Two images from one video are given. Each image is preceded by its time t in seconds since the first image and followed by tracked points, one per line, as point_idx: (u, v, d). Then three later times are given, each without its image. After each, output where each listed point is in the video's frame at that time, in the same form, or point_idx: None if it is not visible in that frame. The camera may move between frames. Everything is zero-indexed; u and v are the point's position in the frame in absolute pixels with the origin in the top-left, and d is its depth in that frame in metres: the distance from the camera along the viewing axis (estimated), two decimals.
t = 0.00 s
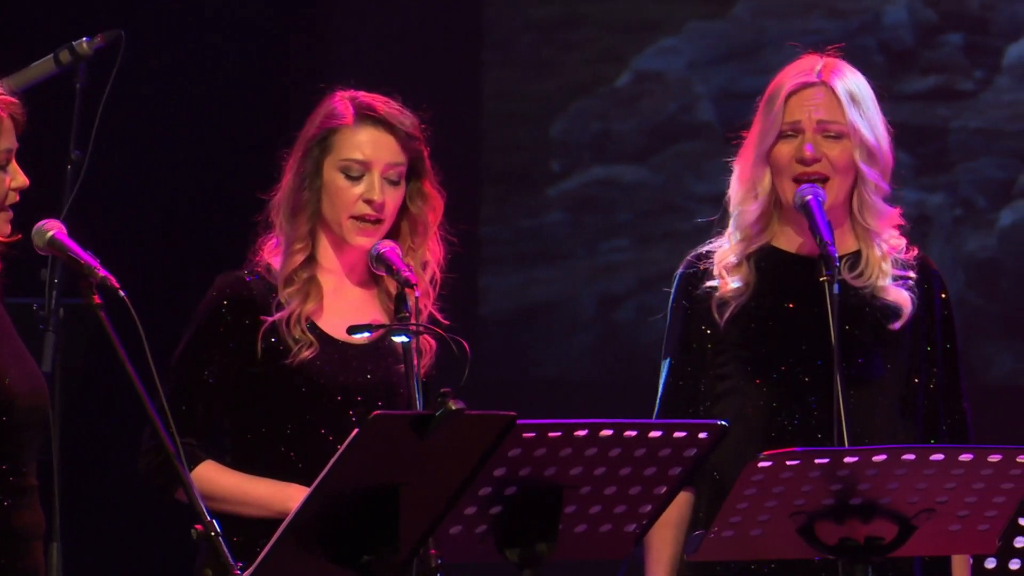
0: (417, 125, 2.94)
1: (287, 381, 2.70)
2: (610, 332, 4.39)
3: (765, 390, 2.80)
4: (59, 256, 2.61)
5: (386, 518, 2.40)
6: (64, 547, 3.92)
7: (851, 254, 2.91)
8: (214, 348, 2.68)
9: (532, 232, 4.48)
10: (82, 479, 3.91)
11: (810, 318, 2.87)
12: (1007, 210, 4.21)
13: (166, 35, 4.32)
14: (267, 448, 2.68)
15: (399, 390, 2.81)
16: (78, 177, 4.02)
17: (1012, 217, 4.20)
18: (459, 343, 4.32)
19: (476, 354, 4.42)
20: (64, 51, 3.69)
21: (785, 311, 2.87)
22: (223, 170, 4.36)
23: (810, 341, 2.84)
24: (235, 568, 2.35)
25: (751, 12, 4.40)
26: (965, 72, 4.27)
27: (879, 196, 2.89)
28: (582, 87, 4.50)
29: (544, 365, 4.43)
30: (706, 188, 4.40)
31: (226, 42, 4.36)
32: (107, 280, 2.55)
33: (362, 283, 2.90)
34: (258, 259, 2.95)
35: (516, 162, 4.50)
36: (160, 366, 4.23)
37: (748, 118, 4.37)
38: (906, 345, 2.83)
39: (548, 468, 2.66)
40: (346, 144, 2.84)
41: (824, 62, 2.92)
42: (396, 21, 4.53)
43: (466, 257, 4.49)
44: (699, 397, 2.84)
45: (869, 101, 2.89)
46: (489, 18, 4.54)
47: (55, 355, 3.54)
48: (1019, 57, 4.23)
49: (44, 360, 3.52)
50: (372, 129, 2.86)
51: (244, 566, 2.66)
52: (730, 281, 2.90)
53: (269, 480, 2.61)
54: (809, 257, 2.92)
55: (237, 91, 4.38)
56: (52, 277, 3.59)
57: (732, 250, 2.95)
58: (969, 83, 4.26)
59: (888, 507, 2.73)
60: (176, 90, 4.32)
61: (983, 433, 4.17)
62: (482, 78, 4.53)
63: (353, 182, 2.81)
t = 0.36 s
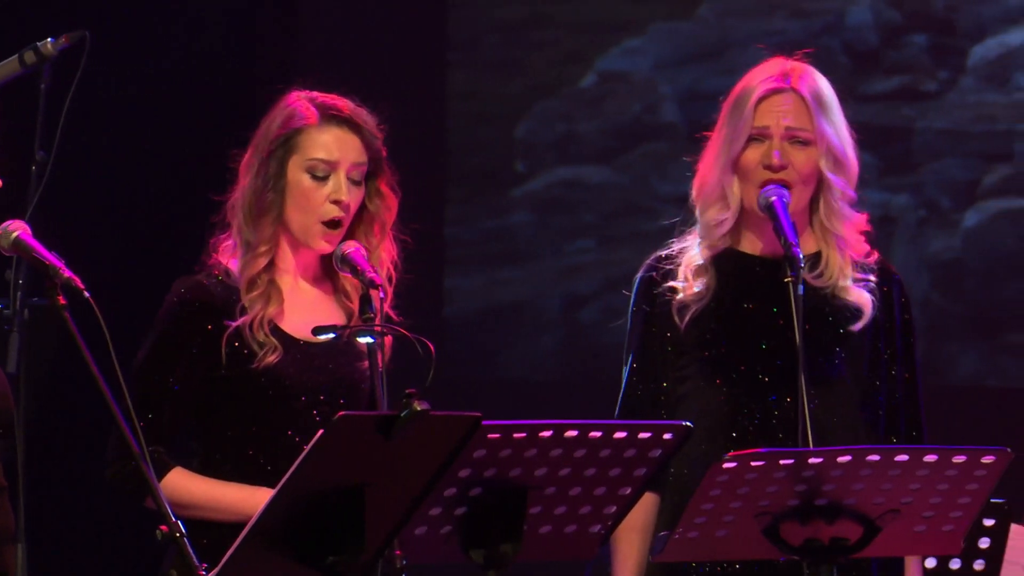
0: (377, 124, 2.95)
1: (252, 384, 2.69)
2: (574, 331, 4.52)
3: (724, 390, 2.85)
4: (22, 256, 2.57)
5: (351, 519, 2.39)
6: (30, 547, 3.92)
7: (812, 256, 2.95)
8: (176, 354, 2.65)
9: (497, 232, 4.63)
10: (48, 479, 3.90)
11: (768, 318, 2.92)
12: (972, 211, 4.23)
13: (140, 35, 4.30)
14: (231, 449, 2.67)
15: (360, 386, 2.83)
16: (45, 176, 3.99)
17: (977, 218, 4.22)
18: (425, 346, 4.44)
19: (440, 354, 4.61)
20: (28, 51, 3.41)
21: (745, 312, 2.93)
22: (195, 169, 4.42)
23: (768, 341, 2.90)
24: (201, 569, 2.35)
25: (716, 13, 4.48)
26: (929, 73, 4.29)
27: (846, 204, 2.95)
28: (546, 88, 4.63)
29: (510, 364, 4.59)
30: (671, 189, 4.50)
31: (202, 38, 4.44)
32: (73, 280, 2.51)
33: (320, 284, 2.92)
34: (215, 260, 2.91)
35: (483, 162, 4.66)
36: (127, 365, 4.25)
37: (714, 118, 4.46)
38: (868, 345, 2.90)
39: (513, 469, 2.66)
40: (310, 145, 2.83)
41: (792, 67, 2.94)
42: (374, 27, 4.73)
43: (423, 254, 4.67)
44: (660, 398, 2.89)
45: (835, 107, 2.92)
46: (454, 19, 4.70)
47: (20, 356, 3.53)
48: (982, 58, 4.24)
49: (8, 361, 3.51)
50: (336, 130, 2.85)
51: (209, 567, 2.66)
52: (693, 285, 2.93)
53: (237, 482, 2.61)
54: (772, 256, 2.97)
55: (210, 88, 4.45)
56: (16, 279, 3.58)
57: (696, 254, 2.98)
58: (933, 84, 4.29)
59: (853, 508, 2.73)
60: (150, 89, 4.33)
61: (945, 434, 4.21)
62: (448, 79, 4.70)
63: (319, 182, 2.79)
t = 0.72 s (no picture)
0: (349, 122, 2.98)
1: (230, 386, 2.69)
2: (553, 332, 4.52)
3: (706, 390, 2.85)
4: None
5: (331, 519, 2.39)
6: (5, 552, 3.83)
7: (789, 254, 2.95)
8: (153, 356, 2.65)
9: (473, 232, 4.60)
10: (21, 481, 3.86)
11: (748, 317, 2.92)
12: (950, 211, 4.32)
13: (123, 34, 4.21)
14: (211, 451, 2.67)
15: (335, 386, 2.84)
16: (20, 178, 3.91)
17: (954, 218, 4.31)
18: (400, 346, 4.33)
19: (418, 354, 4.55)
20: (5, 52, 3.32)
21: (724, 311, 2.93)
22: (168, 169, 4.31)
23: (749, 340, 2.89)
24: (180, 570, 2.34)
25: (693, 15, 4.52)
26: (906, 73, 4.38)
27: (811, 194, 2.97)
28: (526, 88, 4.62)
29: (486, 365, 4.55)
30: (648, 190, 4.52)
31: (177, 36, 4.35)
32: (51, 281, 2.49)
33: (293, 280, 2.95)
34: (187, 264, 2.90)
35: (460, 163, 4.63)
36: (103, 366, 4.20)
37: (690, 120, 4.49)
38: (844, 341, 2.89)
39: (491, 470, 2.66)
40: (283, 145, 2.85)
41: (751, 65, 2.97)
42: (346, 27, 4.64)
43: (396, 254, 4.61)
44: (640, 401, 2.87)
45: (796, 102, 2.95)
46: (433, 19, 4.65)
47: None
48: (960, 58, 4.35)
49: None
50: (309, 128, 2.89)
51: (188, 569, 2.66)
52: (665, 285, 2.94)
53: (219, 486, 2.60)
54: (746, 254, 2.98)
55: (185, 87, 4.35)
56: None
57: (663, 255, 3.01)
58: (911, 85, 4.38)
59: (831, 508, 2.72)
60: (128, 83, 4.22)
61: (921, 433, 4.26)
62: (425, 78, 4.66)
63: (293, 181, 2.81)
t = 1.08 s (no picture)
0: (316, 123, 3.02)
1: (202, 389, 2.69)
2: (524, 333, 4.44)
3: (681, 394, 2.78)
4: None
5: (302, 521, 2.39)
6: None
7: (765, 257, 2.88)
8: (126, 360, 2.64)
9: (446, 233, 4.53)
10: None
11: (719, 320, 2.84)
12: (921, 211, 4.28)
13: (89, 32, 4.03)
14: (183, 452, 2.66)
15: (303, 389, 2.84)
16: None
17: (925, 219, 4.27)
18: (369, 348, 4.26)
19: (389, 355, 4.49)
20: None
21: (698, 315, 2.85)
22: (129, 168, 4.13)
23: (723, 344, 2.81)
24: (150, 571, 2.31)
25: (664, 14, 4.46)
26: (876, 74, 4.35)
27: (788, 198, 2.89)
28: (498, 88, 4.56)
29: (458, 367, 4.47)
30: (620, 190, 4.46)
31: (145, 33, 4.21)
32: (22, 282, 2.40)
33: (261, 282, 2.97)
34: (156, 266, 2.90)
35: (431, 162, 4.56)
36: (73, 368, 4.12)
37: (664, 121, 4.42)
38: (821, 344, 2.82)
39: (462, 470, 2.65)
40: (251, 146, 2.88)
41: (730, 69, 2.89)
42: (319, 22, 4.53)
43: (372, 251, 4.55)
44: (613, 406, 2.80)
45: (775, 107, 2.88)
46: (403, 19, 4.59)
47: None
48: (931, 58, 4.32)
49: None
50: (278, 129, 2.91)
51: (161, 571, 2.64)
52: (642, 291, 2.86)
53: (194, 488, 2.59)
54: (720, 259, 2.90)
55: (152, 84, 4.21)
56: None
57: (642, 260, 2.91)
58: (882, 85, 4.34)
59: (802, 509, 2.72)
60: (90, 82, 4.06)
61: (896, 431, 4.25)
62: (396, 79, 4.59)
63: (263, 182, 2.84)
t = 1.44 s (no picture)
0: (283, 120, 3.03)
1: (170, 388, 2.67)
2: (492, 335, 4.51)
3: (648, 400, 2.78)
4: None
5: (269, 521, 2.38)
6: None
7: (734, 261, 2.87)
8: (95, 357, 2.62)
9: (413, 234, 4.61)
10: None
11: (689, 324, 2.83)
12: (888, 212, 4.33)
13: (61, 33, 4.00)
14: (152, 452, 2.64)
15: (273, 392, 2.83)
16: None
17: (892, 220, 4.32)
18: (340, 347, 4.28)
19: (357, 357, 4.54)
20: None
21: (667, 320, 2.84)
22: (93, 171, 4.12)
23: (692, 349, 2.80)
24: (119, 572, 2.27)
25: (632, 15, 4.53)
26: (845, 75, 4.40)
27: (758, 203, 2.87)
28: (464, 89, 4.63)
29: (427, 366, 4.55)
30: (588, 190, 4.52)
31: (116, 30, 4.20)
32: None
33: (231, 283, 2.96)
34: (126, 267, 2.89)
35: (399, 163, 4.65)
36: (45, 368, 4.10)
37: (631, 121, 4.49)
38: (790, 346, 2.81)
39: (431, 471, 2.64)
40: (218, 145, 2.88)
41: (698, 71, 2.89)
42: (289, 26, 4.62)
43: (340, 251, 4.63)
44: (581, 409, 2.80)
45: (744, 108, 2.87)
46: (371, 20, 4.68)
47: None
48: (899, 59, 4.36)
49: None
50: (243, 127, 2.92)
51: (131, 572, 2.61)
52: (610, 295, 2.84)
53: (163, 488, 2.57)
54: (688, 262, 2.89)
55: (127, 86, 4.24)
56: None
57: (610, 261, 2.90)
58: (850, 86, 4.39)
59: (770, 510, 2.71)
60: (68, 82, 4.03)
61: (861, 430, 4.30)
62: (366, 79, 4.68)
63: (230, 181, 2.84)
